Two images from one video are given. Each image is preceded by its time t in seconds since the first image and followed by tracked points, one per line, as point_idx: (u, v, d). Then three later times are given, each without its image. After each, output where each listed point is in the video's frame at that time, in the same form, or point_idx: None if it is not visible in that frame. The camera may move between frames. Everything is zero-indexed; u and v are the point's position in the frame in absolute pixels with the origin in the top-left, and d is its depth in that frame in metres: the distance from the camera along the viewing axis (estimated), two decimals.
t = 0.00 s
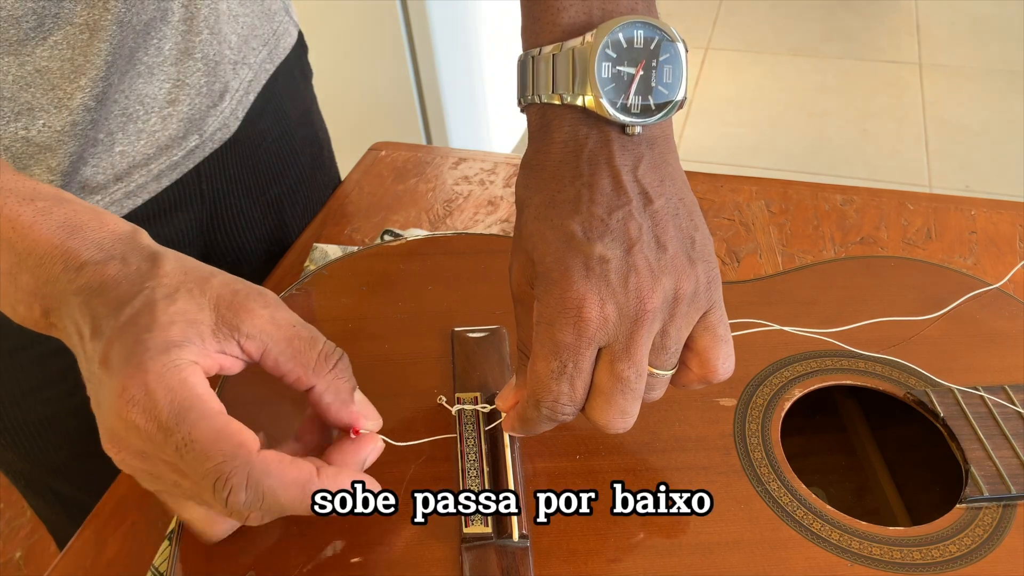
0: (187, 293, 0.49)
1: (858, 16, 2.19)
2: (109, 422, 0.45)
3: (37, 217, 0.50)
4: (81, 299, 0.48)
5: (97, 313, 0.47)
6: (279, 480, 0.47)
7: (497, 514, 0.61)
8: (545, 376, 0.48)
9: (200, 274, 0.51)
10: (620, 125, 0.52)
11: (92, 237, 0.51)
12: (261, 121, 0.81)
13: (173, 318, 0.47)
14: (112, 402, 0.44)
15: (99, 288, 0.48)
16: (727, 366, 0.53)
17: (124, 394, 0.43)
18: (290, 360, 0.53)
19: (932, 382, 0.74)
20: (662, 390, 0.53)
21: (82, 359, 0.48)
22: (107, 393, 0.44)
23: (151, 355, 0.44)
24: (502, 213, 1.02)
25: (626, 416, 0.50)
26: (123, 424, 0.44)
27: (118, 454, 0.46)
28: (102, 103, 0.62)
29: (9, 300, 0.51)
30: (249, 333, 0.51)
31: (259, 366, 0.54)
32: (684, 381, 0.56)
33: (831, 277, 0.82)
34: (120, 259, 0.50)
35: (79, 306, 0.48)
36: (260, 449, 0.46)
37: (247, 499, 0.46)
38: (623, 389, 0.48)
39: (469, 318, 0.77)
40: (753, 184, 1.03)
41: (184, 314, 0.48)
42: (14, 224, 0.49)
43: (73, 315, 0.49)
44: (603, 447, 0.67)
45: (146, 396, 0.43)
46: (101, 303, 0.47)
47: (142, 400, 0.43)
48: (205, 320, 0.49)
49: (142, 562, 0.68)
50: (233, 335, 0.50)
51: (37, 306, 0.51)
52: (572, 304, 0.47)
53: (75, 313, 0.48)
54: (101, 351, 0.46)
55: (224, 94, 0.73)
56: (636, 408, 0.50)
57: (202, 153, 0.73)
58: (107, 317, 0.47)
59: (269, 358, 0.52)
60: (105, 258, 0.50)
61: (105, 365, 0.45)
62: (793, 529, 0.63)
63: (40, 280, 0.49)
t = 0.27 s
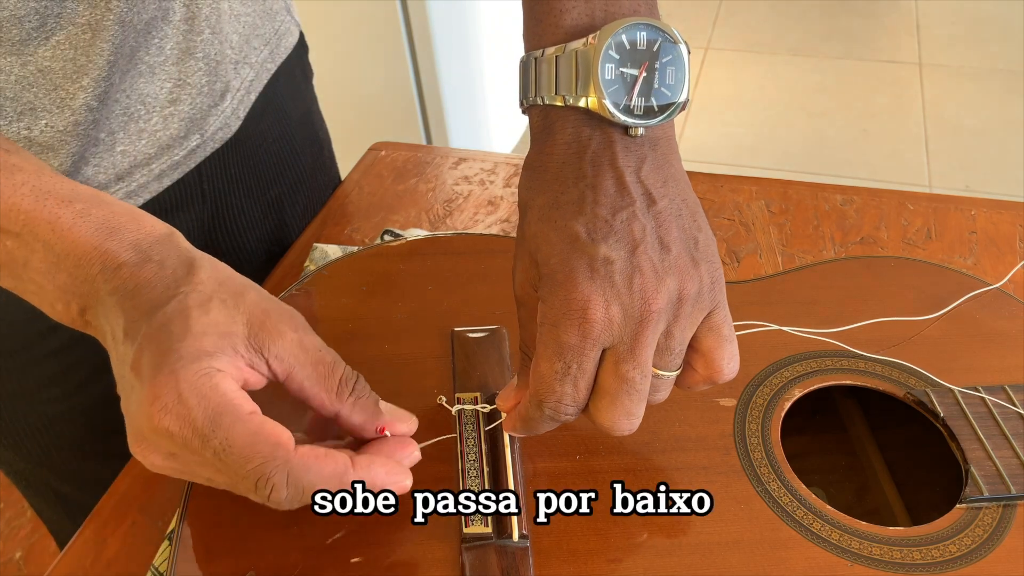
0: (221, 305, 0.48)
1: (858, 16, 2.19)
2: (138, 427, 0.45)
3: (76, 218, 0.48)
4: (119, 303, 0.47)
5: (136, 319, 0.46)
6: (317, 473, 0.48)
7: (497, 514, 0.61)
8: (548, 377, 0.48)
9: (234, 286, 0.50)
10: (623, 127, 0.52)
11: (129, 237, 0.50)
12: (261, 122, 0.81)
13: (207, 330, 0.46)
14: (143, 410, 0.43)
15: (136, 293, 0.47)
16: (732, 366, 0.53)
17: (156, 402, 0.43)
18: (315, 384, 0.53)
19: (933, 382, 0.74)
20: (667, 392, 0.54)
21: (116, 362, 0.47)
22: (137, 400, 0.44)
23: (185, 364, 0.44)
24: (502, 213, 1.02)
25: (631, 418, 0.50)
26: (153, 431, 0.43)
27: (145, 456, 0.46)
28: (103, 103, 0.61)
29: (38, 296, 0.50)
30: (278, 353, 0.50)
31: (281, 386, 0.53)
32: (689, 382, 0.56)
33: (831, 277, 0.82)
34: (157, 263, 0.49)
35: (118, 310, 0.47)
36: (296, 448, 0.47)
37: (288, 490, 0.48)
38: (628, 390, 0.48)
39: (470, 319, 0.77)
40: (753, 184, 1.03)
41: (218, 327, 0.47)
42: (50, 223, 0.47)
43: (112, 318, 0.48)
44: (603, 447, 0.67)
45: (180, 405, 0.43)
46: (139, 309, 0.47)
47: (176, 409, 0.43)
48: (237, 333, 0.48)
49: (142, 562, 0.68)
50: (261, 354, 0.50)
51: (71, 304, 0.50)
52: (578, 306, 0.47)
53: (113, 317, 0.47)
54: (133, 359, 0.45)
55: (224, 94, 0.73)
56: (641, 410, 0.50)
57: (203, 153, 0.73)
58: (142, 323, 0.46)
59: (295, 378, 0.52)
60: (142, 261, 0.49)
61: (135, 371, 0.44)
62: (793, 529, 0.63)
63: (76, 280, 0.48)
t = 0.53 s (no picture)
0: (226, 319, 0.48)
1: (858, 16, 2.19)
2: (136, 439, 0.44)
3: (85, 221, 0.49)
4: (123, 309, 0.47)
5: (139, 325, 0.46)
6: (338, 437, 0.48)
7: (497, 514, 0.62)
8: (549, 376, 0.48)
9: (240, 300, 0.50)
10: (624, 127, 0.52)
11: (138, 242, 0.49)
12: (262, 122, 0.81)
13: (211, 343, 0.46)
14: (142, 423, 0.42)
15: (140, 301, 0.47)
16: (733, 365, 0.53)
17: (158, 414, 0.42)
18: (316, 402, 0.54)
19: (933, 382, 0.74)
20: (671, 393, 0.54)
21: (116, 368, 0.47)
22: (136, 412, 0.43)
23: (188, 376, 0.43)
24: (502, 213, 1.02)
25: (636, 418, 0.50)
26: (154, 443, 0.43)
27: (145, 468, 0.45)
28: (105, 103, 0.61)
29: (49, 297, 0.50)
30: (281, 370, 0.51)
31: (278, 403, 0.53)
32: (692, 383, 0.56)
33: (831, 277, 0.82)
34: (163, 271, 0.49)
35: (122, 313, 0.47)
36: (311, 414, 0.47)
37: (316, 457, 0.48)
38: (631, 390, 0.48)
39: (470, 319, 0.77)
40: (753, 184, 1.03)
41: (221, 341, 0.47)
42: (61, 225, 0.48)
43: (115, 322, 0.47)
44: (603, 447, 0.67)
45: (185, 414, 0.42)
46: (143, 316, 0.46)
47: (180, 420, 0.42)
48: (239, 348, 0.48)
49: (141, 562, 0.68)
50: (262, 370, 0.50)
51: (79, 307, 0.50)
52: (580, 305, 0.47)
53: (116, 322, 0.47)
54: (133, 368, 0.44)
55: (226, 94, 0.73)
56: (645, 410, 0.50)
57: (205, 153, 0.73)
58: (143, 333, 0.45)
59: (293, 397, 0.52)
60: (149, 267, 0.48)
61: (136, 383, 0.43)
62: (793, 529, 0.63)
63: (85, 282, 0.48)
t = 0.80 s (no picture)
0: (235, 302, 0.49)
1: (858, 16, 2.19)
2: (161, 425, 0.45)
3: (87, 216, 0.48)
4: (133, 302, 0.47)
5: (150, 316, 0.46)
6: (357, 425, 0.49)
7: (497, 514, 0.62)
8: (550, 377, 0.48)
9: (246, 284, 0.51)
10: (625, 127, 0.52)
11: (141, 236, 0.50)
12: (262, 123, 0.81)
13: (224, 326, 0.47)
14: (169, 408, 0.43)
15: (149, 293, 0.47)
16: (732, 366, 0.53)
17: (184, 399, 0.43)
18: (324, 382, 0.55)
19: (933, 382, 0.74)
20: (670, 393, 0.54)
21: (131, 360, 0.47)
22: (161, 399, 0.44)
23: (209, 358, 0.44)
24: (502, 213, 1.02)
25: (636, 419, 0.50)
26: (182, 429, 0.44)
27: (172, 457, 0.46)
28: (105, 103, 0.62)
29: (53, 296, 0.50)
30: (290, 352, 0.52)
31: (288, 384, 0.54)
32: (692, 383, 0.56)
33: (831, 277, 0.82)
34: (170, 262, 0.49)
35: (130, 307, 0.47)
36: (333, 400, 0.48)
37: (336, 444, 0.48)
38: (631, 390, 0.48)
39: (470, 319, 0.77)
40: (753, 184, 1.03)
41: (234, 324, 0.48)
42: (63, 221, 0.48)
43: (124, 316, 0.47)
44: (603, 447, 0.67)
45: (209, 397, 0.43)
46: (155, 307, 0.47)
47: (206, 403, 0.43)
48: (249, 330, 0.49)
49: (141, 562, 0.68)
50: (272, 351, 0.51)
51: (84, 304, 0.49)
52: (580, 305, 0.47)
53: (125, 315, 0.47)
54: (150, 359, 0.45)
55: (226, 94, 0.73)
56: (645, 410, 0.50)
57: (205, 154, 0.73)
58: (159, 322, 0.46)
59: (303, 377, 0.53)
60: (155, 259, 0.49)
61: (158, 371, 0.44)
62: (793, 530, 0.63)
63: (88, 278, 0.48)
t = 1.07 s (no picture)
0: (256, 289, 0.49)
1: (858, 16, 2.19)
2: (187, 409, 0.45)
3: (104, 214, 0.48)
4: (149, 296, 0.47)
5: (169, 311, 0.46)
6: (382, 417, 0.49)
7: (497, 514, 0.62)
8: (550, 376, 0.48)
9: (264, 271, 0.51)
10: (622, 125, 0.52)
11: (158, 233, 0.49)
12: (260, 122, 0.81)
13: (246, 312, 0.47)
14: (196, 390, 0.44)
15: (167, 286, 0.47)
16: (728, 363, 0.53)
17: (215, 380, 0.44)
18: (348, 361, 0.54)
19: (933, 382, 0.74)
20: (667, 391, 0.54)
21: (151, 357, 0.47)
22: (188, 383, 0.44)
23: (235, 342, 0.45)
24: (502, 213, 1.02)
25: (635, 417, 0.50)
26: (209, 412, 0.44)
27: (198, 442, 0.47)
28: (104, 102, 0.61)
29: (64, 294, 0.49)
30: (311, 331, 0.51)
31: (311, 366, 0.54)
32: (688, 381, 0.56)
33: (831, 277, 0.82)
34: (187, 257, 0.49)
35: (148, 304, 0.47)
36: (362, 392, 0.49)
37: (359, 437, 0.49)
38: (630, 388, 0.48)
39: (470, 319, 0.77)
40: (753, 184, 1.03)
41: (255, 309, 0.48)
42: (80, 218, 0.47)
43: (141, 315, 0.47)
44: (603, 447, 0.67)
45: (238, 380, 0.44)
46: (175, 300, 0.47)
47: (233, 386, 0.44)
48: (272, 315, 0.49)
49: (141, 562, 0.68)
50: (295, 332, 0.51)
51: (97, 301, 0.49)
52: (577, 305, 0.47)
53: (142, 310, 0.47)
54: (175, 349, 0.45)
55: (225, 93, 0.73)
56: (643, 408, 0.50)
57: (203, 153, 0.73)
58: (181, 313, 0.46)
59: (326, 355, 0.53)
60: (172, 255, 0.49)
61: (185, 354, 0.45)
62: (793, 530, 0.63)
63: (104, 275, 0.48)
